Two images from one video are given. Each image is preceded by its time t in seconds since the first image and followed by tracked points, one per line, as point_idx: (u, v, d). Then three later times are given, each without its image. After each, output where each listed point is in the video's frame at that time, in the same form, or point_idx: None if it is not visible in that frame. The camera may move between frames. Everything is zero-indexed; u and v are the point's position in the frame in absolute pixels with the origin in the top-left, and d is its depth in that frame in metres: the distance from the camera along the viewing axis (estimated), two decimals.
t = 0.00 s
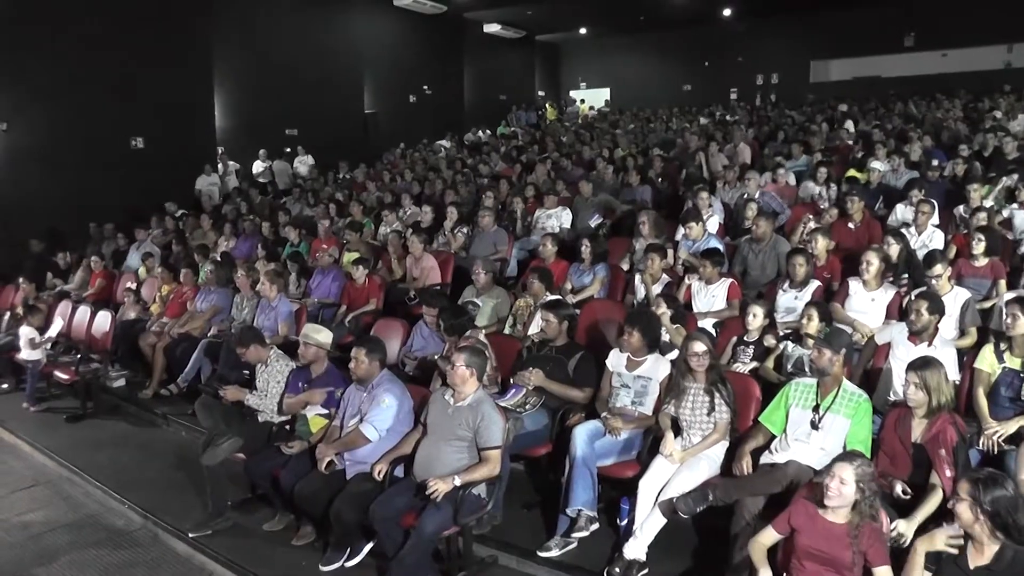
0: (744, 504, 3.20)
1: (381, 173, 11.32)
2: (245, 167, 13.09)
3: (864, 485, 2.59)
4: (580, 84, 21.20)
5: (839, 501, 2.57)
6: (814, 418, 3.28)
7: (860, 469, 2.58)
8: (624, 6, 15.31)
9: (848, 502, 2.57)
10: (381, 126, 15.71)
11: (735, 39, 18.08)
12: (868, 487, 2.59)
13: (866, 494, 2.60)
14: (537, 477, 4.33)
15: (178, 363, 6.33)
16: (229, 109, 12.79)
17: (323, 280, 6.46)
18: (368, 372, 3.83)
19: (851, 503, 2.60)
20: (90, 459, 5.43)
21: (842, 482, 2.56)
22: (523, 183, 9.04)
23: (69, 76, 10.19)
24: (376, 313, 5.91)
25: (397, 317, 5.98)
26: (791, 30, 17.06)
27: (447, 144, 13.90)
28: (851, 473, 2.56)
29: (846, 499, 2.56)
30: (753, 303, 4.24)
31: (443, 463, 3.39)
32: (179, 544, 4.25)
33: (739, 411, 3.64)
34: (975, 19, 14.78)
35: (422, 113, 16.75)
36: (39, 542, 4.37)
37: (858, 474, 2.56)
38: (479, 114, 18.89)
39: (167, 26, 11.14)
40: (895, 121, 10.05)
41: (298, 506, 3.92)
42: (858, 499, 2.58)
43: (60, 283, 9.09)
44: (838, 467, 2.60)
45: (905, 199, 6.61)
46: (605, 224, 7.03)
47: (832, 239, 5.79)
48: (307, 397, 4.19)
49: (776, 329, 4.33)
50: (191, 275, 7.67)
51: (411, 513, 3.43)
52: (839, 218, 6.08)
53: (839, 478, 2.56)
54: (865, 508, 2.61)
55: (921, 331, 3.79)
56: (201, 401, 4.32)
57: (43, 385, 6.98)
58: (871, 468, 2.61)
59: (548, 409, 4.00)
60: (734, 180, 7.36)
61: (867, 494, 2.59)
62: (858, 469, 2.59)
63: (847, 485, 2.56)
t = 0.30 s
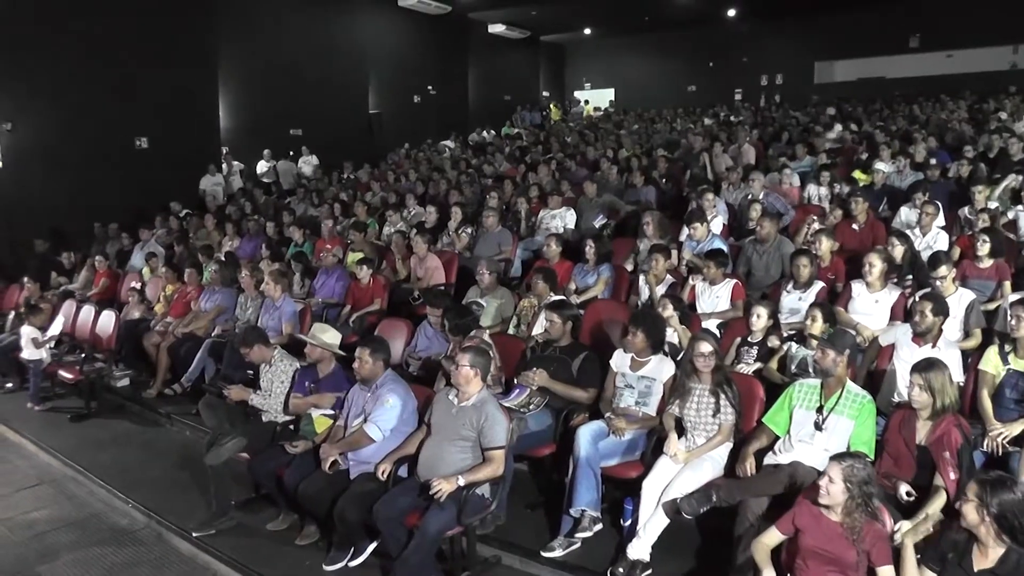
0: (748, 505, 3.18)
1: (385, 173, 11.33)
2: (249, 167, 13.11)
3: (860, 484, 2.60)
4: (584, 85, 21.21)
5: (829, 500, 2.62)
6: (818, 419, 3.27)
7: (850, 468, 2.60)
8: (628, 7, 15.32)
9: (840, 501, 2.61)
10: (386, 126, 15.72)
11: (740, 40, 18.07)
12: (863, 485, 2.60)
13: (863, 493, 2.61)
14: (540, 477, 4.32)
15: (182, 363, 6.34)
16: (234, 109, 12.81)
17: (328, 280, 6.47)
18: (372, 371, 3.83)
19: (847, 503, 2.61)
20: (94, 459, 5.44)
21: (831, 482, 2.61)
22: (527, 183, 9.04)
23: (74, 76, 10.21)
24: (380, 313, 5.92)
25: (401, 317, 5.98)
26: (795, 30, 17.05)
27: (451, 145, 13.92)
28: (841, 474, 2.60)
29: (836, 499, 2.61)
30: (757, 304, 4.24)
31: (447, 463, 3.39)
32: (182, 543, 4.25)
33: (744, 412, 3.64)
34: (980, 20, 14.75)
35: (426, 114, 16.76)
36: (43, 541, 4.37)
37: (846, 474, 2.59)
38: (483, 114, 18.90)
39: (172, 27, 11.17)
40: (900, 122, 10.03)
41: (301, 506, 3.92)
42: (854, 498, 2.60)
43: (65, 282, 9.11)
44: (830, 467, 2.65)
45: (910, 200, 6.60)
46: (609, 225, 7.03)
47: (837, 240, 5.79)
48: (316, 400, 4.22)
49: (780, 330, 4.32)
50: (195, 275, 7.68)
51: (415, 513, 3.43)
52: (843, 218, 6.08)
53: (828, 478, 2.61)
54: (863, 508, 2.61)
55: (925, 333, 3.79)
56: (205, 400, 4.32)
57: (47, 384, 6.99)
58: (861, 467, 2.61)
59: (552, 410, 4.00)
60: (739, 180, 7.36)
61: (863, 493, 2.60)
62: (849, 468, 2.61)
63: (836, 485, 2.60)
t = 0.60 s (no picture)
0: (750, 506, 3.19)
1: (388, 173, 11.34)
2: (252, 167, 13.14)
3: (860, 484, 2.60)
4: (587, 85, 21.24)
5: (831, 501, 2.62)
6: (821, 419, 3.27)
7: (849, 468, 2.60)
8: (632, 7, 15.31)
9: (841, 502, 2.61)
10: (389, 127, 15.73)
11: (743, 41, 18.06)
12: (863, 484, 2.60)
13: (863, 492, 2.61)
14: (542, 478, 4.32)
15: (185, 362, 6.36)
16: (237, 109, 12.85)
17: (331, 280, 6.47)
18: (375, 371, 3.84)
19: (849, 503, 2.62)
20: (97, 458, 5.45)
21: (831, 484, 2.61)
22: (530, 183, 9.04)
23: (77, 76, 10.24)
24: (382, 313, 5.92)
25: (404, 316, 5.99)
26: (798, 30, 17.03)
27: (454, 145, 13.93)
28: (840, 475, 2.60)
29: (838, 500, 2.61)
30: (760, 304, 4.24)
31: (449, 463, 3.40)
32: (185, 543, 4.26)
33: (746, 412, 3.64)
34: (984, 20, 14.73)
35: (429, 114, 16.77)
36: (45, 541, 4.38)
37: (845, 475, 2.59)
38: (485, 115, 18.91)
39: (175, 27, 11.19)
40: (903, 122, 10.02)
41: (304, 506, 3.93)
42: (855, 498, 2.60)
43: (68, 282, 9.12)
44: (830, 468, 2.65)
45: (914, 201, 6.60)
46: (612, 225, 7.04)
47: (840, 240, 5.78)
48: (328, 404, 4.17)
49: (782, 330, 4.32)
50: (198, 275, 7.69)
51: (418, 513, 3.44)
52: (847, 218, 6.07)
53: (829, 480, 2.61)
54: (864, 507, 2.61)
55: (928, 333, 3.79)
56: (208, 401, 4.33)
57: (50, 384, 7.01)
58: (860, 466, 2.62)
59: (555, 410, 4.00)
60: (742, 180, 7.35)
61: (863, 493, 2.60)
62: (848, 468, 2.61)
63: (836, 486, 2.61)
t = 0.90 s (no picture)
0: (747, 505, 3.19)
1: (385, 172, 11.34)
2: (249, 167, 13.13)
3: (855, 483, 2.60)
4: (584, 84, 21.27)
5: (827, 502, 2.62)
6: (817, 418, 3.28)
7: (845, 469, 2.61)
8: (629, 7, 15.31)
9: (838, 503, 2.61)
10: (386, 126, 15.73)
11: (740, 40, 18.07)
12: (859, 484, 2.60)
13: (860, 493, 2.61)
14: (539, 478, 4.32)
15: (182, 362, 6.35)
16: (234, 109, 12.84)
17: (328, 280, 6.46)
18: (371, 371, 3.84)
19: (845, 503, 2.62)
20: (94, 459, 5.44)
21: (827, 484, 2.62)
22: (528, 183, 9.04)
23: (74, 76, 10.22)
24: (379, 313, 5.92)
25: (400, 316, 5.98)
26: (796, 30, 17.05)
27: (451, 145, 13.93)
28: (836, 475, 2.60)
29: (834, 501, 2.61)
30: (756, 304, 4.25)
31: (446, 463, 3.40)
32: (181, 543, 4.26)
33: (743, 411, 3.64)
34: (980, 19, 14.74)
35: (427, 114, 16.76)
36: (42, 541, 4.38)
37: (840, 475, 2.59)
38: (483, 115, 18.91)
39: (172, 27, 11.17)
40: (900, 122, 10.03)
41: (301, 506, 3.93)
42: (851, 498, 2.60)
43: (65, 283, 9.11)
44: (825, 469, 2.65)
45: (910, 201, 6.60)
46: (609, 224, 7.05)
47: (838, 239, 5.78)
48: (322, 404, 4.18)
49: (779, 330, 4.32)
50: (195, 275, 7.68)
51: (414, 513, 3.44)
52: (843, 218, 6.08)
53: (824, 481, 2.62)
54: (860, 506, 2.61)
55: (925, 332, 3.79)
56: (204, 400, 4.36)
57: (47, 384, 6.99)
58: (855, 466, 2.62)
59: (552, 409, 4.00)
60: (739, 180, 7.35)
61: (860, 492, 2.60)
62: (843, 468, 2.62)
63: (833, 487, 2.61)
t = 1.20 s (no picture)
0: (739, 503, 3.21)
1: (376, 173, 11.32)
2: (239, 168, 13.08)
3: (846, 480, 2.61)
4: (574, 84, 21.31)
5: (819, 500, 2.63)
6: (808, 416, 3.29)
7: (835, 466, 2.62)
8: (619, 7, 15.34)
9: (829, 501, 2.62)
10: (376, 127, 15.71)
11: (731, 40, 18.11)
12: (850, 481, 2.62)
13: (850, 490, 2.62)
14: (531, 477, 4.32)
15: (173, 363, 6.33)
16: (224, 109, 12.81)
17: (318, 280, 6.44)
18: (361, 371, 3.84)
19: (836, 501, 2.63)
20: (85, 460, 5.42)
21: (818, 482, 2.62)
22: (518, 183, 9.03)
23: (65, 77, 10.18)
24: (370, 313, 5.91)
25: (391, 316, 5.97)
26: (787, 30, 17.10)
27: (442, 145, 13.92)
28: (827, 472, 2.61)
29: (825, 499, 2.62)
30: (746, 303, 4.26)
31: (437, 463, 3.40)
32: (173, 544, 4.24)
33: (734, 410, 3.65)
34: (968, 19, 14.82)
35: (417, 114, 16.75)
36: (32, 544, 4.35)
37: (831, 472, 2.60)
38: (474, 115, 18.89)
39: (162, 27, 11.14)
40: (889, 121, 10.07)
41: (292, 507, 3.92)
42: (842, 495, 2.62)
43: (55, 284, 9.06)
44: (816, 467, 2.66)
45: (899, 200, 6.63)
46: (599, 224, 7.06)
47: (828, 238, 5.80)
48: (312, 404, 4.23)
49: (770, 329, 4.34)
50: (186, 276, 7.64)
51: (406, 513, 3.43)
52: (833, 217, 6.10)
53: (815, 478, 2.62)
54: (851, 504, 2.62)
55: (915, 330, 3.81)
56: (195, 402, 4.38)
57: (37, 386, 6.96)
58: (845, 463, 2.64)
59: (543, 409, 3.99)
60: (729, 180, 7.36)
61: (850, 489, 2.62)
62: (834, 465, 2.63)
63: (824, 484, 2.62)
